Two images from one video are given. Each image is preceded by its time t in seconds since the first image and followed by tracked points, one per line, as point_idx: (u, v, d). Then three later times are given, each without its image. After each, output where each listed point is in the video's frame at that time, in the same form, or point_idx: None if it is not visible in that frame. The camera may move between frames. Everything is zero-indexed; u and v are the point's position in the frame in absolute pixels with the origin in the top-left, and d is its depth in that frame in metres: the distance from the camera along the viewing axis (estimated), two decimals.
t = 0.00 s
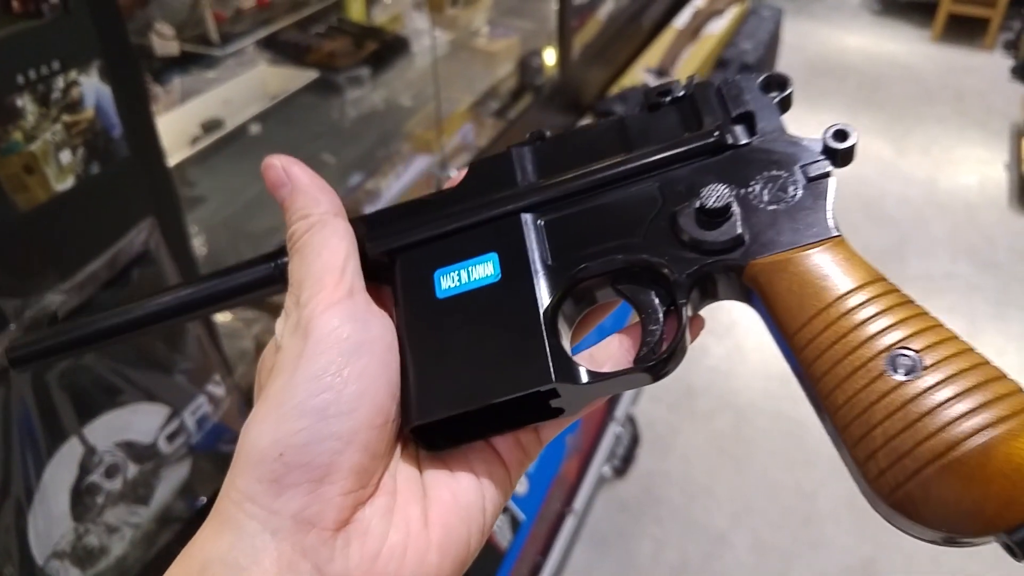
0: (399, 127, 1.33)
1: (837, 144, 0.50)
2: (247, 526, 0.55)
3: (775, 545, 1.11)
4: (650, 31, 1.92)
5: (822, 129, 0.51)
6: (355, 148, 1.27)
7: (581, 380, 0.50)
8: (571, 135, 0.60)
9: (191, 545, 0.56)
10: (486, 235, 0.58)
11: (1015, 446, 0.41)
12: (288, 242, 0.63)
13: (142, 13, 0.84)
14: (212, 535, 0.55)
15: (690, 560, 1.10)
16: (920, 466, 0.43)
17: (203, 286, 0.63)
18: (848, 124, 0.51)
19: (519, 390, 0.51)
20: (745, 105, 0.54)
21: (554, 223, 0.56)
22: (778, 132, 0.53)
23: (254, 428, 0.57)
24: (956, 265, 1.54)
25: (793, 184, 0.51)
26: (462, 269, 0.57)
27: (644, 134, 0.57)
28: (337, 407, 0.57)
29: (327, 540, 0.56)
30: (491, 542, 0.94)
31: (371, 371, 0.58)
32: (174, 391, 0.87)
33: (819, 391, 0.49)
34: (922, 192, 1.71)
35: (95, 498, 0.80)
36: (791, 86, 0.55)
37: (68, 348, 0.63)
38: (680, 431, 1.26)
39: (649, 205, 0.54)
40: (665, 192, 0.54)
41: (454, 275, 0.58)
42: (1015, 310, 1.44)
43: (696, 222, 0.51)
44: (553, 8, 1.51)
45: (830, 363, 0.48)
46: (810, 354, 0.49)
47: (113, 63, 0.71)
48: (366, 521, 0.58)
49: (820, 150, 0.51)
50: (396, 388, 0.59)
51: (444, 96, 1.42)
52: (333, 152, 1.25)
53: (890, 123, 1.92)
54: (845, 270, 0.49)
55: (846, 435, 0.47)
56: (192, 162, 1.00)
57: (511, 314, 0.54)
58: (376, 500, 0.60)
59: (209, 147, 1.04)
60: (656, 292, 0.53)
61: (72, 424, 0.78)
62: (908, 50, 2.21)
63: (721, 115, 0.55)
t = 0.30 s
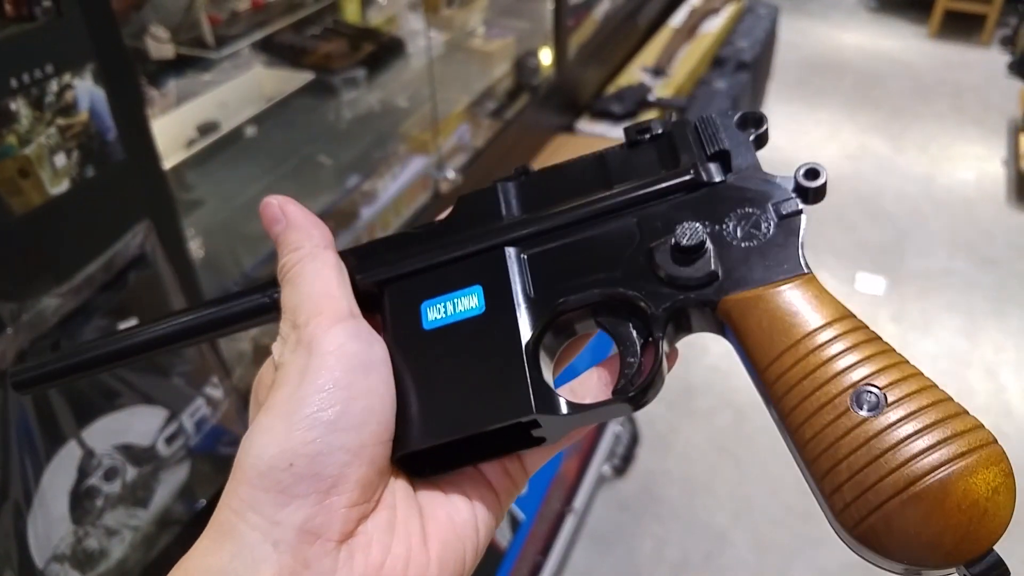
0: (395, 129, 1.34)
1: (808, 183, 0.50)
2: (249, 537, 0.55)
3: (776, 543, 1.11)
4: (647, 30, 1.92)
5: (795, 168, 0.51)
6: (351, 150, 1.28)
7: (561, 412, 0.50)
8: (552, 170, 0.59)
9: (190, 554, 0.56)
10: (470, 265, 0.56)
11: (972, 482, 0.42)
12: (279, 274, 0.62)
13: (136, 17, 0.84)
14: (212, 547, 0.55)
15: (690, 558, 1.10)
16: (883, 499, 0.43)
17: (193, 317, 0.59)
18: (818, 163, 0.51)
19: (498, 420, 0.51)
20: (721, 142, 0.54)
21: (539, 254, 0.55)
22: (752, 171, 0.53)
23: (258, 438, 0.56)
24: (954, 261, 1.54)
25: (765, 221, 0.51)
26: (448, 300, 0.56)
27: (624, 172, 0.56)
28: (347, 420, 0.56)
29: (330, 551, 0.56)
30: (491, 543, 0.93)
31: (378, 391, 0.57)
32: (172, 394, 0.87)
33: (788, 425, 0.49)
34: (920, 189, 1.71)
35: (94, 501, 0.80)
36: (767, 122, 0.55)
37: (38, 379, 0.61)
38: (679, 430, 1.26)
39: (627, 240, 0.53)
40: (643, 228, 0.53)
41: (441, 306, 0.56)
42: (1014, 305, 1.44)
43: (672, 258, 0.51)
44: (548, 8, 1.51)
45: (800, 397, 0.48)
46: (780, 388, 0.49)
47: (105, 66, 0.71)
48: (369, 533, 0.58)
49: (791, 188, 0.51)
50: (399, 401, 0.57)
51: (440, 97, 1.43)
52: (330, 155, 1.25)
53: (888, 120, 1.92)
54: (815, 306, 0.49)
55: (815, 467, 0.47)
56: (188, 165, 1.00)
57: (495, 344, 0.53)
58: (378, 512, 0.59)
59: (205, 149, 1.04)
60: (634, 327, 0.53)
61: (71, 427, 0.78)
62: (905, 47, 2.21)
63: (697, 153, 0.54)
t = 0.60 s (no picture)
0: (395, 129, 1.34)
1: (821, 237, 0.52)
2: (261, 535, 0.53)
3: (777, 542, 1.11)
4: (646, 29, 1.93)
5: (810, 220, 0.52)
6: (351, 150, 1.29)
7: (564, 440, 0.54)
8: (565, 185, 0.57)
9: (193, 553, 0.54)
10: (476, 282, 0.55)
11: (954, 554, 0.45)
12: (279, 266, 0.59)
13: (138, 19, 0.85)
14: (221, 545, 0.53)
15: (690, 556, 1.11)
16: (865, 565, 0.46)
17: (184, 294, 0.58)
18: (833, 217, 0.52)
19: (502, 443, 0.53)
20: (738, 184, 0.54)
21: (546, 276, 0.55)
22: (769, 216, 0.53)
23: (274, 436, 0.54)
24: (954, 260, 1.54)
25: (775, 267, 0.52)
26: (454, 314, 0.56)
27: (637, 199, 0.55)
28: (366, 424, 0.55)
29: (343, 552, 0.56)
30: (491, 541, 0.94)
31: (395, 395, 0.56)
32: (173, 392, 0.88)
33: (782, 477, 0.52)
34: (920, 187, 1.71)
35: (97, 499, 0.80)
36: (780, 160, 0.54)
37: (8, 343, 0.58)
38: (678, 429, 1.27)
39: (638, 273, 0.53)
40: (655, 263, 0.53)
41: (446, 319, 0.56)
42: (1014, 304, 1.44)
43: (685, 298, 0.52)
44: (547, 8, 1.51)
45: (794, 456, 0.50)
46: (776, 443, 0.52)
47: (107, 67, 0.71)
48: (382, 533, 0.58)
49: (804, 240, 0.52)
50: (411, 406, 0.56)
51: (440, 97, 1.43)
52: (330, 155, 1.26)
53: (887, 118, 1.92)
54: (815, 367, 0.51)
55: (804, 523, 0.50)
56: (189, 165, 1.01)
57: (507, 365, 0.54)
58: (390, 511, 0.59)
59: (206, 150, 1.05)
60: (637, 356, 0.54)
61: (73, 426, 0.79)
62: (905, 45, 2.21)
63: (712, 190, 0.54)
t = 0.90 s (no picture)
0: (394, 127, 1.35)
1: (840, 216, 0.51)
2: (257, 523, 0.51)
3: (776, 540, 1.11)
4: (646, 30, 1.92)
5: (830, 198, 0.51)
6: (351, 148, 1.29)
7: (574, 422, 0.54)
8: (569, 147, 0.55)
9: (179, 542, 0.51)
10: (475, 252, 0.55)
11: (957, 556, 0.45)
12: (262, 227, 0.57)
13: (136, 15, 0.84)
14: (213, 532, 0.51)
15: (690, 556, 1.10)
16: (871, 561, 0.47)
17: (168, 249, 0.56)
18: (854, 196, 0.51)
19: (502, 428, 0.52)
20: (755, 154, 0.52)
21: (549, 246, 0.54)
22: (783, 186, 0.53)
23: (270, 418, 0.53)
24: (953, 260, 1.54)
25: (789, 244, 0.51)
26: (448, 286, 0.55)
27: (645, 164, 0.54)
28: (367, 406, 0.54)
29: (341, 539, 0.55)
30: (489, 536, 0.94)
31: (395, 376, 0.55)
32: (170, 391, 0.87)
33: (787, 470, 0.51)
34: (919, 188, 1.71)
35: (93, 498, 0.80)
36: (798, 125, 0.53)
37: None
38: (677, 429, 1.27)
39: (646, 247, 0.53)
40: (665, 237, 0.53)
41: (440, 292, 0.55)
42: (1012, 304, 1.44)
43: (696, 277, 0.52)
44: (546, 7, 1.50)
45: (802, 448, 0.50)
46: (783, 434, 0.51)
47: (104, 61, 0.71)
48: (379, 516, 0.57)
49: (820, 218, 0.52)
50: (408, 381, 0.55)
51: (440, 97, 1.43)
52: (329, 152, 1.25)
53: (886, 120, 1.92)
54: (827, 358, 0.51)
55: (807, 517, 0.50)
56: (189, 164, 1.01)
57: (507, 344, 0.53)
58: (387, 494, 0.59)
59: (205, 148, 1.04)
60: (640, 336, 0.53)
61: (70, 424, 0.78)
62: (904, 47, 2.21)
63: (727, 159, 0.53)
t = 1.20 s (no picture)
0: (394, 129, 1.36)
1: (859, 221, 0.51)
2: (249, 505, 0.51)
3: (776, 539, 1.11)
4: (644, 30, 1.93)
5: (849, 204, 0.51)
6: (351, 150, 1.29)
7: (568, 417, 0.52)
8: (586, 148, 0.57)
9: (171, 524, 0.51)
10: (485, 246, 0.55)
11: (985, 570, 0.43)
12: (277, 207, 0.59)
13: (136, 18, 0.85)
14: (204, 514, 0.50)
15: (689, 555, 1.11)
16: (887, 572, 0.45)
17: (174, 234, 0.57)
18: (874, 204, 0.51)
19: (504, 419, 0.52)
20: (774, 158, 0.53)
21: (561, 241, 0.54)
22: (803, 193, 0.53)
23: (266, 398, 0.53)
24: (951, 258, 1.55)
25: (807, 248, 0.51)
26: (457, 276, 0.55)
27: (661, 166, 0.55)
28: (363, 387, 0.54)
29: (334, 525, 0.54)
30: (490, 535, 0.94)
31: (394, 359, 0.55)
32: (171, 392, 0.87)
33: (800, 476, 0.50)
34: (917, 186, 1.72)
35: (96, 500, 0.80)
36: (817, 137, 0.54)
37: None
38: (677, 428, 1.27)
39: (660, 244, 0.53)
40: (679, 235, 0.53)
41: (449, 280, 0.55)
42: (1010, 302, 1.44)
43: (710, 275, 0.51)
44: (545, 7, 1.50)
45: (816, 452, 0.49)
46: (797, 438, 0.50)
47: (105, 64, 0.71)
48: (374, 505, 0.57)
49: (839, 224, 0.51)
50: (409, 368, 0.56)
51: (439, 98, 1.45)
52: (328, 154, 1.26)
53: (884, 118, 1.92)
54: (843, 361, 0.50)
55: (821, 524, 0.49)
56: (188, 166, 1.01)
57: (509, 332, 0.53)
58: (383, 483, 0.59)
59: (206, 150, 1.05)
60: (650, 335, 0.53)
61: (72, 425, 0.79)
62: (901, 45, 2.22)
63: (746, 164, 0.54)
